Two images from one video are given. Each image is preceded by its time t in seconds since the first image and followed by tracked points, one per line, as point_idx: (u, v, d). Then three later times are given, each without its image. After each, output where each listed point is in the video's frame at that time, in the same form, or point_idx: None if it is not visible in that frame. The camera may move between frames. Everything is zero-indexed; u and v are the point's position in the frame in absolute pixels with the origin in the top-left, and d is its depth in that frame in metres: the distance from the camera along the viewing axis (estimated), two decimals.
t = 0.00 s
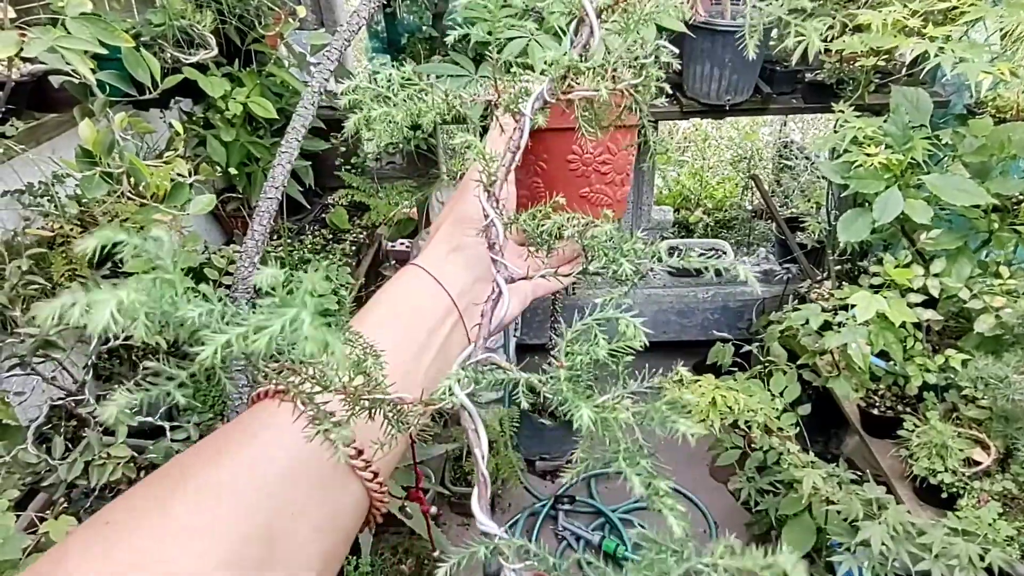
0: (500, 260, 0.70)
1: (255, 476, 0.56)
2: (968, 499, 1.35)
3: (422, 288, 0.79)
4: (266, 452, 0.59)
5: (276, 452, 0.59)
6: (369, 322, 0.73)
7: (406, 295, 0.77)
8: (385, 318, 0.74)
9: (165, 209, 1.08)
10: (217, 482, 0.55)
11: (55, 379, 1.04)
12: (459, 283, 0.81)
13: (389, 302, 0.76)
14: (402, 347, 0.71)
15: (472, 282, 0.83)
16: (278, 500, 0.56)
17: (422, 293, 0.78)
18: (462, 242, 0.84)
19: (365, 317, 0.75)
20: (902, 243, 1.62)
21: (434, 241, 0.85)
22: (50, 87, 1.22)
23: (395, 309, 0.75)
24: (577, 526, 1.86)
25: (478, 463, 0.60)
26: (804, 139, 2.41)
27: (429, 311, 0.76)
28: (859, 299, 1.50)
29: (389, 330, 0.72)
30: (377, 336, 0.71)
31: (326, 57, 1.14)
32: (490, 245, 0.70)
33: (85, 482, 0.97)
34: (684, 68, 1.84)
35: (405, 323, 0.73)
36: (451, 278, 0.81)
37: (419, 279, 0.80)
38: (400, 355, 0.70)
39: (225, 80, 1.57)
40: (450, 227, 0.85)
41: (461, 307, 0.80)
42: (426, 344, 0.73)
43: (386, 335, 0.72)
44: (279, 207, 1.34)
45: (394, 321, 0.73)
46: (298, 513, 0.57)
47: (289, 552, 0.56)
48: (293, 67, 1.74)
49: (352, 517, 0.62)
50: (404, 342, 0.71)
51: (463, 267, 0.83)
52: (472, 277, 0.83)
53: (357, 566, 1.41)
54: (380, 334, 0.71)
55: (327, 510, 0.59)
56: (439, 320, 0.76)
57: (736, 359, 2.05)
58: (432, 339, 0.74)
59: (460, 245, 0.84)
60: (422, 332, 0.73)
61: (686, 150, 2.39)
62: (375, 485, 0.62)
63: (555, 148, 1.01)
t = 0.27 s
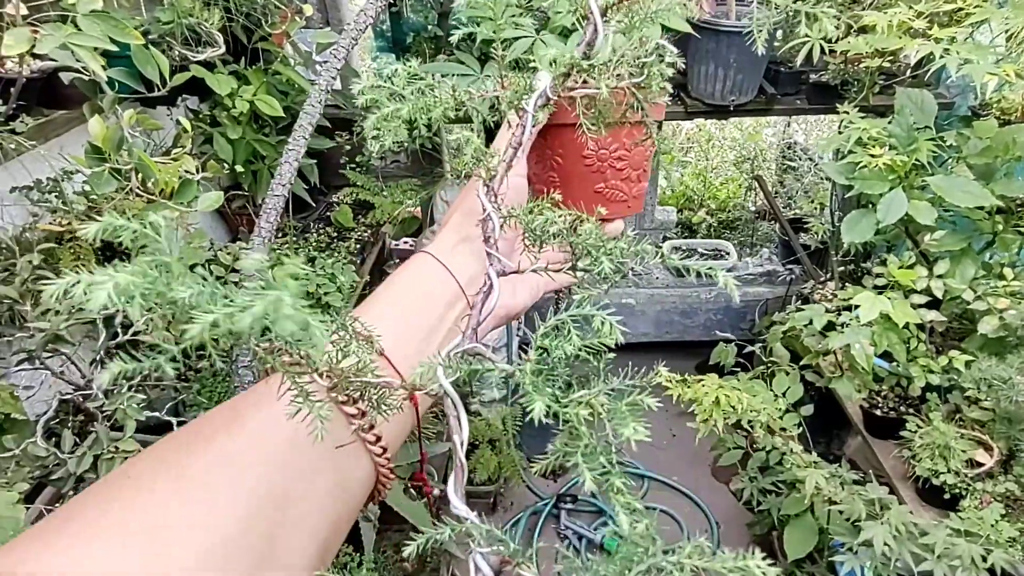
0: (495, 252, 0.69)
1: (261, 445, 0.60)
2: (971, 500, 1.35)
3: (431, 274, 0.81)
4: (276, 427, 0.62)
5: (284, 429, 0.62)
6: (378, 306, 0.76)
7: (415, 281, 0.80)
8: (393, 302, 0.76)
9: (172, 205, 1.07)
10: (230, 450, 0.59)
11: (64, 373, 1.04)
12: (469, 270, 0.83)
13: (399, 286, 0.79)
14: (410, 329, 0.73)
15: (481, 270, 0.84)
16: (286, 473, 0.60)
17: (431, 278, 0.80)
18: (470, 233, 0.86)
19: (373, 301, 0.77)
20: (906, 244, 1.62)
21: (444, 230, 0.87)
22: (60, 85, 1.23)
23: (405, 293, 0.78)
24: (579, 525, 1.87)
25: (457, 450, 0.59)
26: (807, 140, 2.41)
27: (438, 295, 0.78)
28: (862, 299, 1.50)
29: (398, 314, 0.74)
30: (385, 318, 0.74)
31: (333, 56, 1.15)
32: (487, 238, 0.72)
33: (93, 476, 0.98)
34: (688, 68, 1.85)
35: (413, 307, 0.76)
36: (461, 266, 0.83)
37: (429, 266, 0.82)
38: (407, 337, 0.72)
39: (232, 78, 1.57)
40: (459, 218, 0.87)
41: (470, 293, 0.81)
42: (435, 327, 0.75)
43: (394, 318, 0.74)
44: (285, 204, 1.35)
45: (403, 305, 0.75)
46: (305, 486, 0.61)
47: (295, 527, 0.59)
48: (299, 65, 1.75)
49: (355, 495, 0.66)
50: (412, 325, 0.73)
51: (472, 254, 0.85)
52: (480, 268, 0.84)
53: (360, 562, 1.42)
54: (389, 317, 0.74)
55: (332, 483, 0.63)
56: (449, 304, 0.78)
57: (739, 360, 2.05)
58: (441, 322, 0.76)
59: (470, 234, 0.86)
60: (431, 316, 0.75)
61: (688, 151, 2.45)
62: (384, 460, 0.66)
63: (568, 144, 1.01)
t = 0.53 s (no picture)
0: (501, 243, 0.69)
1: (273, 434, 0.62)
2: (979, 504, 1.35)
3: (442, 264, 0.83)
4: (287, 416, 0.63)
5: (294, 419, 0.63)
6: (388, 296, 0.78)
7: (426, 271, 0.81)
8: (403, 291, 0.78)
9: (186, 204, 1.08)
10: (238, 440, 0.60)
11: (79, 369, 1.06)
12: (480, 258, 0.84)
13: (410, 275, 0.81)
14: (418, 320, 0.75)
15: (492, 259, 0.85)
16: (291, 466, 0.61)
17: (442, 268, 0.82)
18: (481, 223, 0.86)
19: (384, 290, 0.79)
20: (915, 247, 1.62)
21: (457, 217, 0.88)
22: (76, 84, 1.23)
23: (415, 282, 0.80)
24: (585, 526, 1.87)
25: (454, 439, 0.61)
26: (816, 141, 2.41)
27: (448, 285, 0.80)
28: (871, 302, 1.50)
29: (408, 304, 0.76)
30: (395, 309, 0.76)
31: (345, 56, 1.16)
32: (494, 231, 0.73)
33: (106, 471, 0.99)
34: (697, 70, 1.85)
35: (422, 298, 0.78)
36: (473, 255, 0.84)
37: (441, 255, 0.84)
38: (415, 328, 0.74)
39: (244, 78, 1.59)
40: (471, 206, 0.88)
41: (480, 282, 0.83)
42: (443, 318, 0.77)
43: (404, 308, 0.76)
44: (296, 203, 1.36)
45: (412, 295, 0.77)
46: (309, 480, 0.62)
47: (296, 521, 0.61)
48: (310, 65, 1.76)
49: (358, 486, 0.67)
50: (420, 316, 0.75)
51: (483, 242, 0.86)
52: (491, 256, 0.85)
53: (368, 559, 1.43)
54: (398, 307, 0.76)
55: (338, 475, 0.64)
56: (458, 294, 0.80)
57: (746, 362, 2.05)
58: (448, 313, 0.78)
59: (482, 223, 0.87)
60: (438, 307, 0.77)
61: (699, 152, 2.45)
62: (390, 448, 0.66)
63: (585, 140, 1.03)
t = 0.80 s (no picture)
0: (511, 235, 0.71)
1: (276, 432, 0.62)
2: (988, 505, 1.35)
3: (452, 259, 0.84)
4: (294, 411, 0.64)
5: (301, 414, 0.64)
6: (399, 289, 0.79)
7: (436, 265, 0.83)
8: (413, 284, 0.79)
9: (200, 202, 1.10)
10: (246, 435, 0.61)
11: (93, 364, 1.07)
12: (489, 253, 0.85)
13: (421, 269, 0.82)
14: (429, 312, 0.76)
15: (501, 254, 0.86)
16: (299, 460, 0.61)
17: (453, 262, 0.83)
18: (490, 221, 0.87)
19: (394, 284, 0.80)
20: (925, 247, 1.62)
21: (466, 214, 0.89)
22: (93, 83, 1.25)
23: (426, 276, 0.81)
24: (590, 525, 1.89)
25: (461, 431, 0.61)
26: (825, 142, 2.41)
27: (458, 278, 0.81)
28: (881, 302, 1.49)
29: (418, 297, 0.77)
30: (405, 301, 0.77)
31: (356, 55, 1.17)
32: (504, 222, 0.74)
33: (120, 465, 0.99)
34: (707, 70, 1.85)
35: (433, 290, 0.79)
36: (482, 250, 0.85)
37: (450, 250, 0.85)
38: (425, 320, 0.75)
39: (256, 78, 1.60)
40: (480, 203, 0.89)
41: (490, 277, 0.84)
42: (454, 310, 0.78)
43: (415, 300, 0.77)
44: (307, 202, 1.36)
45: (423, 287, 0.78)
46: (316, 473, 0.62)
47: (304, 515, 0.61)
48: (320, 65, 1.77)
49: (367, 482, 0.67)
50: (430, 308, 0.76)
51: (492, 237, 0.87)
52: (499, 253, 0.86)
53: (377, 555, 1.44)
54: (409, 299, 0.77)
55: (345, 468, 0.64)
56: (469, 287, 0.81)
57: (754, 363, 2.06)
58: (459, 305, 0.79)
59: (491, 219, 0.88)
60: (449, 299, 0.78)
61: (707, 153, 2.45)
62: (399, 441, 0.67)
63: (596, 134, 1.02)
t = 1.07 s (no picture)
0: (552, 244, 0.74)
1: (283, 420, 0.58)
2: (991, 506, 1.35)
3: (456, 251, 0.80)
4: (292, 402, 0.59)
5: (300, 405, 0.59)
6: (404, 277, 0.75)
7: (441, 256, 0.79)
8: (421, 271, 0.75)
9: (206, 200, 1.11)
10: (249, 424, 0.57)
11: (99, 360, 1.07)
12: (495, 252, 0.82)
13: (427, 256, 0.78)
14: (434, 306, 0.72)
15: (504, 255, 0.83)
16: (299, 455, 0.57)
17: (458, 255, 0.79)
18: (496, 216, 0.84)
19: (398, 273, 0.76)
20: (929, 248, 1.62)
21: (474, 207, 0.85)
22: (99, 82, 1.26)
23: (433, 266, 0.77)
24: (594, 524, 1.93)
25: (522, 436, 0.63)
26: (831, 142, 2.41)
27: (463, 273, 0.77)
28: (884, 302, 1.50)
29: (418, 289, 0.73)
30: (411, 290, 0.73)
31: (361, 54, 1.17)
32: (542, 229, 0.77)
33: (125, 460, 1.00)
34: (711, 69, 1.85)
35: (438, 282, 0.75)
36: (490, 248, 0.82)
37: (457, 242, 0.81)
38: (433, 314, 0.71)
39: (261, 77, 1.61)
40: (489, 197, 0.86)
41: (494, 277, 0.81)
42: (457, 305, 0.74)
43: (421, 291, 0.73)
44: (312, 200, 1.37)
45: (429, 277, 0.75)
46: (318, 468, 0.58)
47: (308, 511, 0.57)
48: (326, 64, 1.78)
49: (373, 471, 0.64)
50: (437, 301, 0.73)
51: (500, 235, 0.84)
52: (502, 248, 0.83)
53: (380, 552, 1.45)
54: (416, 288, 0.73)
55: (347, 463, 0.60)
56: (472, 285, 0.78)
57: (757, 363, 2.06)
58: (462, 302, 0.75)
59: (500, 215, 0.85)
60: (453, 294, 0.75)
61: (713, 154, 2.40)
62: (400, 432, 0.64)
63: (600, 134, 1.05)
